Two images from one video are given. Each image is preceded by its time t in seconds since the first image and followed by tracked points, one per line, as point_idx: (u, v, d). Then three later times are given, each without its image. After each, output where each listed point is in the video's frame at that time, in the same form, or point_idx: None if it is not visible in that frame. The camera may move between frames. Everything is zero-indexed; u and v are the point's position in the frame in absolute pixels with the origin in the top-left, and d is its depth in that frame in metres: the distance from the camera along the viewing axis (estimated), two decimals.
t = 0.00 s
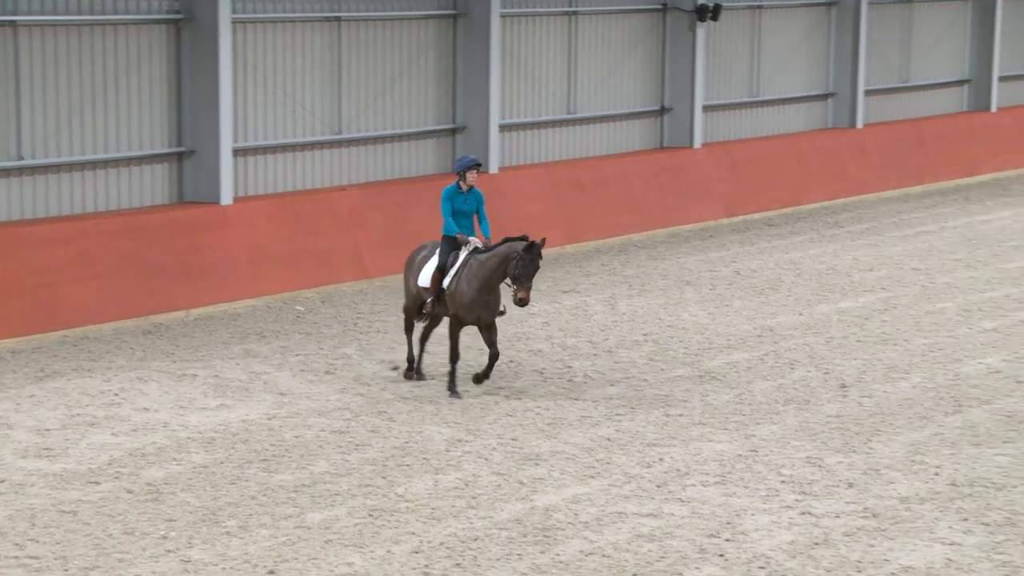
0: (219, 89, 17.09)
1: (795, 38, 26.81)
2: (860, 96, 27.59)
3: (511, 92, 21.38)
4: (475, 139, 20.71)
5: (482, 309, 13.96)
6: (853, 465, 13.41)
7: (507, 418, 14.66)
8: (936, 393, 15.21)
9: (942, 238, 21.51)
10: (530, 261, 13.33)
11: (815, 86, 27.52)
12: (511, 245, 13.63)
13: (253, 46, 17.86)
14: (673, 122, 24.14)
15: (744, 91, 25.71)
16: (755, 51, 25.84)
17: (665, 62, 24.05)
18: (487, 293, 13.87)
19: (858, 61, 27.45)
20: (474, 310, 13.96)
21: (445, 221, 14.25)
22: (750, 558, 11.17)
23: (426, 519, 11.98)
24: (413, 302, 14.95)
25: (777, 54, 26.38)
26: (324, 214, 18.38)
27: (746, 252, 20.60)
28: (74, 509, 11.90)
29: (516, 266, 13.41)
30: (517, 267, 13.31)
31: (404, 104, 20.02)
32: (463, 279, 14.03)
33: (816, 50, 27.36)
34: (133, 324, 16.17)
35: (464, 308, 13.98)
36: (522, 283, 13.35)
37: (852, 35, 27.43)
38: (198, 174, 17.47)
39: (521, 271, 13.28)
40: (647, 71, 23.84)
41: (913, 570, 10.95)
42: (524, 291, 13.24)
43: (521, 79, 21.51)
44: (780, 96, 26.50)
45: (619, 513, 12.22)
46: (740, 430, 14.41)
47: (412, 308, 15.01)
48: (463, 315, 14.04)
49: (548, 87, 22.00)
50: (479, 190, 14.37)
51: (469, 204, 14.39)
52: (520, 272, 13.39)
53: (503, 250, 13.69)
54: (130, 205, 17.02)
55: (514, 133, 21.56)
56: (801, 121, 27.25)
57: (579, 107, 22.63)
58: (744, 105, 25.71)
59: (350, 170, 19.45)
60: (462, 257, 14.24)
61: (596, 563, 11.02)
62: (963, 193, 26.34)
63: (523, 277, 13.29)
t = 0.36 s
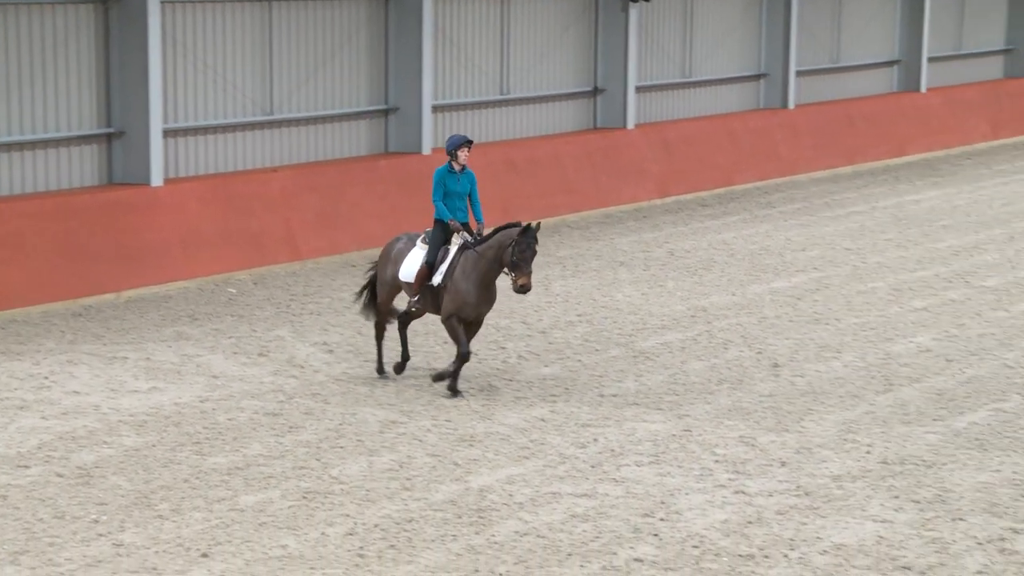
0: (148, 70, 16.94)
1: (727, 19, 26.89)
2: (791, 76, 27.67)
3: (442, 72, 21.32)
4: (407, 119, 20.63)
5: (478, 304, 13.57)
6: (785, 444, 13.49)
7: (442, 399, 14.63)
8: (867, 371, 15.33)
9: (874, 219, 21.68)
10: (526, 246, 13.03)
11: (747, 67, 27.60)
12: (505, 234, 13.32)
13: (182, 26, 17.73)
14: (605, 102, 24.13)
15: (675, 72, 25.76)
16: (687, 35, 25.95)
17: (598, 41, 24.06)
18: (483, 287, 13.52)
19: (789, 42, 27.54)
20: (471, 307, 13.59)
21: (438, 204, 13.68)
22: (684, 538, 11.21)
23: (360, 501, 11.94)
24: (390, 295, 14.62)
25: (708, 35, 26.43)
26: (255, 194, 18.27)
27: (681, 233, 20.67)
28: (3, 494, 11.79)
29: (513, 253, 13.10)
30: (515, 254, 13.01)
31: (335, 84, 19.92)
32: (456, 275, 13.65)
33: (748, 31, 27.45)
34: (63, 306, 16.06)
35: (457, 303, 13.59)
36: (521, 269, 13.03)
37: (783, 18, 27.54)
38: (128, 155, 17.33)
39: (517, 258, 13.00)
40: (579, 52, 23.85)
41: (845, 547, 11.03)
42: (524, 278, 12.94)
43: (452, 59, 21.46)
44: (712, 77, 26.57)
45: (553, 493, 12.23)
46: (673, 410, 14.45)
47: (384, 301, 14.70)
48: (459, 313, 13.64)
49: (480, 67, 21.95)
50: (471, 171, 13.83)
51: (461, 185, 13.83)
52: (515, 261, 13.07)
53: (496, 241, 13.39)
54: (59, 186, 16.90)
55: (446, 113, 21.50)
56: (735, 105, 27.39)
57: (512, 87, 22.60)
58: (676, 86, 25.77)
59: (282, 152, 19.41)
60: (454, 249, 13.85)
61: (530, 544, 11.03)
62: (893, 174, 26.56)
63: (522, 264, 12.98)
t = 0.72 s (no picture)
0: (72, 58, 16.89)
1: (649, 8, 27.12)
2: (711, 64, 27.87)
3: (367, 60, 21.40)
4: (333, 106, 20.69)
5: (482, 302, 13.39)
6: (706, 427, 13.73)
7: (368, 384, 14.74)
8: (785, 354, 15.63)
9: (793, 204, 22.02)
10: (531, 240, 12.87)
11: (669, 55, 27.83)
12: (507, 229, 13.16)
13: (106, 13, 17.68)
14: (529, 91, 24.32)
15: (597, 61, 26.01)
16: (608, 23, 26.16)
17: (522, 31, 24.25)
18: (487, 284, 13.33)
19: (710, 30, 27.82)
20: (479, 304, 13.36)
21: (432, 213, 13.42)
22: (607, 520, 11.41)
23: (287, 487, 12.05)
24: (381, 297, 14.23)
25: (628, 23, 26.66)
26: (180, 181, 18.27)
27: (603, 219, 20.91)
28: None
29: (522, 248, 12.91)
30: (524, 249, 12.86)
31: (261, 73, 19.94)
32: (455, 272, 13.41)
33: (670, 20, 27.70)
34: None
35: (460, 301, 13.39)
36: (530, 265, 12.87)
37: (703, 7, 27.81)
38: (52, 143, 17.27)
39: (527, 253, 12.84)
40: (504, 41, 24.01)
41: (764, 528, 11.28)
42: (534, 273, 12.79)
43: (377, 48, 21.55)
44: (633, 66, 26.81)
45: (479, 477, 12.39)
46: (597, 394, 14.66)
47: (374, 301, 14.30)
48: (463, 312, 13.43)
49: (405, 56, 22.05)
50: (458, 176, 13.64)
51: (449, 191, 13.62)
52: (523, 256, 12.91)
53: (499, 235, 13.20)
54: None
55: (370, 101, 21.60)
56: (658, 92, 27.66)
57: (437, 76, 22.73)
58: (599, 75, 26.01)
59: (208, 139, 19.43)
60: (455, 246, 13.53)
61: (456, 527, 11.19)
62: (811, 159, 26.97)
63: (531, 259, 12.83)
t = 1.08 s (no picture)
0: None
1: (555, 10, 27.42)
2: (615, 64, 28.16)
3: (274, 61, 21.53)
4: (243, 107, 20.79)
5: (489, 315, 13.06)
6: (612, 421, 14.04)
7: (280, 382, 14.90)
8: (689, 349, 15.99)
9: (696, 202, 22.44)
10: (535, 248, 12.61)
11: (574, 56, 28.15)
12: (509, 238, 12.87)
13: (11, 14, 17.68)
14: (436, 92, 24.55)
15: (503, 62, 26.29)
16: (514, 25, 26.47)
17: (430, 31, 24.44)
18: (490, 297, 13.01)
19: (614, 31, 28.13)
20: (483, 319, 13.06)
21: (436, 213, 13.12)
22: (516, 514, 11.64)
23: (198, 484, 12.18)
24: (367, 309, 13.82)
25: (534, 25, 26.95)
26: (89, 180, 18.29)
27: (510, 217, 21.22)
28: None
29: (525, 258, 12.64)
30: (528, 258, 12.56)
31: (169, 73, 19.99)
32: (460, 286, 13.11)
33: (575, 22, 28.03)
34: None
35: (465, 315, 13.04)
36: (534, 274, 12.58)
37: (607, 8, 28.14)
38: None
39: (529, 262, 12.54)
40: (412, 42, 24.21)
41: (669, 519, 11.53)
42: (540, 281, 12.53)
43: (284, 49, 21.68)
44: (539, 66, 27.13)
45: (389, 473, 12.59)
46: (505, 390, 14.93)
47: (359, 312, 13.89)
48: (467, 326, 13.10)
49: (313, 57, 22.20)
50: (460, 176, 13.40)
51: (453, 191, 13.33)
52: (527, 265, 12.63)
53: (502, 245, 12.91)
54: None
55: (277, 102, 21.74)
56: (563, 93, 27.99)
57: (344, 76, 22.89)
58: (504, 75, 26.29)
59: (116, 140, 19.49)
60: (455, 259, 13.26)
61: (367, 522, 11.39)
62: (714, 158, 27.46)
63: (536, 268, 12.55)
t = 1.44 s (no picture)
0: None
1: None
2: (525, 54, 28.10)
3: (178, 50, 21.32)
4: (147, 96, 20.59)
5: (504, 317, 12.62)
6: (523, 409, 14.07)
7: (188, 373, 14.78)
8: (599, 337, 16.06)
9: (605, 191, 22.56)
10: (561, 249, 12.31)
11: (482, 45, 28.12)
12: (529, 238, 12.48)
13: None
14: (345, 81, 24.34)
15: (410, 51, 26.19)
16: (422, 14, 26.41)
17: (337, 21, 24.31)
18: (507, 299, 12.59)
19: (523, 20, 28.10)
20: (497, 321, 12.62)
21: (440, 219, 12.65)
22: (427, 503, 11.62)
23: (104, 476, 12.07)
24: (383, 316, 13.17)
25: (442, 14, 26.87)
26: None
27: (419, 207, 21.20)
28: None
29: (550, 259, 12.31)
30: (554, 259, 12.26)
31: (70, 61, 19.77)
32: (474, 288, 12.62)
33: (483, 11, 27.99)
34: None
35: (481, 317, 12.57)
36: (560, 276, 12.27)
37: None
38: None
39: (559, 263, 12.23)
40: (319, 31, 24.07)
41: (579, 507, 11.58)
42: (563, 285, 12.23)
43: (188, 37, 21.47)
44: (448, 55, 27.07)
45: (299, 463, 12.53)
46: (416, 379, 14.93)
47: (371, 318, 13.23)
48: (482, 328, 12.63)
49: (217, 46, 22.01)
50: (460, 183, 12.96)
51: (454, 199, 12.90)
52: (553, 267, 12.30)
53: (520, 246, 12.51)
54: None
55: (181, 90, 21.53)
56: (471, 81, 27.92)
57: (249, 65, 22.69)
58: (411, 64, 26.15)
59: (15, 131, 19.30)
60: (467, 258, 12.73)
61: (277, 513, 11.34)
62: (622, 147, 27.60)
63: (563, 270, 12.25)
